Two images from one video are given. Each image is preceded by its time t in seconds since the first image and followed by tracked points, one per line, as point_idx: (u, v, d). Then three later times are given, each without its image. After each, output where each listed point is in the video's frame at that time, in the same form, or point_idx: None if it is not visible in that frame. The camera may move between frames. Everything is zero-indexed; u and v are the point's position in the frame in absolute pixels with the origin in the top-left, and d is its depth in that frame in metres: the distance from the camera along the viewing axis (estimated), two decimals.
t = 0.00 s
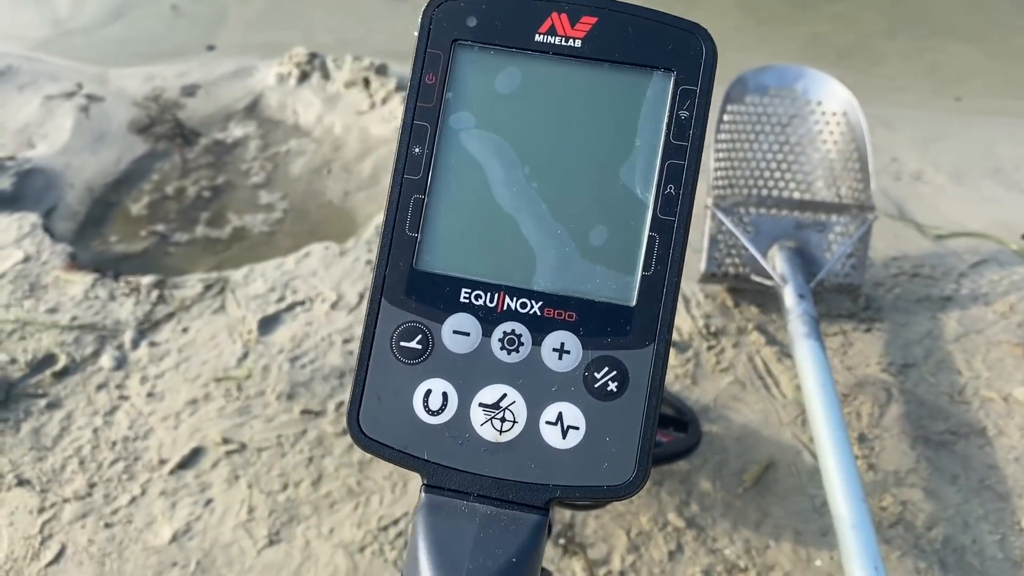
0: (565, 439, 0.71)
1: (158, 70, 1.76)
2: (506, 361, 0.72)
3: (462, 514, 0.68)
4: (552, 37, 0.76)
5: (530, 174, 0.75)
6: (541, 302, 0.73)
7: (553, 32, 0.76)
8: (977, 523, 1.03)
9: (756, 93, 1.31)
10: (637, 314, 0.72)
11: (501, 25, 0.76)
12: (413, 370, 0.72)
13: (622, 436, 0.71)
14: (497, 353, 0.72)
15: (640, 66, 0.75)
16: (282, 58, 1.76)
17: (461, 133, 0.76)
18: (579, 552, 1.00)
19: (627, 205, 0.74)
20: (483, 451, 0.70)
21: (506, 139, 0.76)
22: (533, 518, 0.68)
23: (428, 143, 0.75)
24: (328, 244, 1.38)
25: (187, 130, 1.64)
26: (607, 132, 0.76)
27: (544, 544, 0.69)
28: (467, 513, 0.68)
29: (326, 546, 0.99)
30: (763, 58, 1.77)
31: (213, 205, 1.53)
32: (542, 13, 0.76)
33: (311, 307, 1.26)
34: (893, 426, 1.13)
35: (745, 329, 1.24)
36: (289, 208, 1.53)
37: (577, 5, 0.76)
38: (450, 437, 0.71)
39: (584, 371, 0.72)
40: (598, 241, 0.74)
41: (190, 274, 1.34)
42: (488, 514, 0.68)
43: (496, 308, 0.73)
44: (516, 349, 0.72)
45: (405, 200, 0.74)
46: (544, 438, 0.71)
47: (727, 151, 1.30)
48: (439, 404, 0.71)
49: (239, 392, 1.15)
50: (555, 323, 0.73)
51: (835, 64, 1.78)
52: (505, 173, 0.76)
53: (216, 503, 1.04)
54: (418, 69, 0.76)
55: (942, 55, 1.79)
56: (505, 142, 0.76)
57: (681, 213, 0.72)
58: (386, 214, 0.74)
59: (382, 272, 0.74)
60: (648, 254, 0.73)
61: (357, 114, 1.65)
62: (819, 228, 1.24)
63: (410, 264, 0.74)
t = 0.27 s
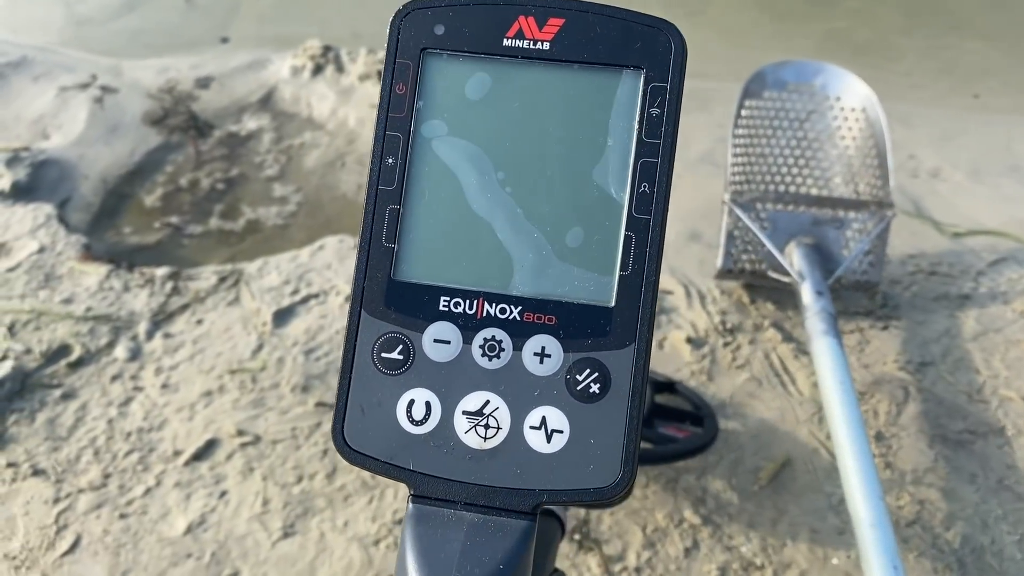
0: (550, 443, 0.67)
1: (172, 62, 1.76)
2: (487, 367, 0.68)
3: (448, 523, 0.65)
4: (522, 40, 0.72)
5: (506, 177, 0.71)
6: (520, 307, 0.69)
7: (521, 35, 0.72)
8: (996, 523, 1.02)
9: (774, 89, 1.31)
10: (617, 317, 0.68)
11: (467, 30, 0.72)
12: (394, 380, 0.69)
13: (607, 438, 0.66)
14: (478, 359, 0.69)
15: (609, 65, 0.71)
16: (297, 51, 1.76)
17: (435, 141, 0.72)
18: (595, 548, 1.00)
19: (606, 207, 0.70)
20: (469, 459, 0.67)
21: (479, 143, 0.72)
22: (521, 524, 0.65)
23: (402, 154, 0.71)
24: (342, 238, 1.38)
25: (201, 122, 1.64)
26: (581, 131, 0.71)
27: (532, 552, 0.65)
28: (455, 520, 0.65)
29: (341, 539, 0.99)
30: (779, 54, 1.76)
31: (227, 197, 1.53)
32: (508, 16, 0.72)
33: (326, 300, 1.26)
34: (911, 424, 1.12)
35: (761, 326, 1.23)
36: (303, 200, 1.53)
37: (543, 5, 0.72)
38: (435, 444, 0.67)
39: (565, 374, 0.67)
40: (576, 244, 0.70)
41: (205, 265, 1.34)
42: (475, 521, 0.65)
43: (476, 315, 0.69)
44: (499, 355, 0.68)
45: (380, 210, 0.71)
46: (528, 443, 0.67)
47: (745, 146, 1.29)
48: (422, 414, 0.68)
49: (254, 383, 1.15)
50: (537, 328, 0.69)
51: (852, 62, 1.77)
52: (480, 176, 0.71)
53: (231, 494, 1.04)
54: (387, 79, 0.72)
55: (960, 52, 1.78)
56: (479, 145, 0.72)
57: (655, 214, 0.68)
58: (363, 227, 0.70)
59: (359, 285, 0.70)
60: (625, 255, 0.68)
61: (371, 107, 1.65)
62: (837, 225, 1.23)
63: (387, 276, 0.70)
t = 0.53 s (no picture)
0: (548, 448, 0.66)
1: (180, 59, 1.76)
2: (487, 373, 0.68)
3: (447, 526, 0.65)
4: (525, 46, 0.72)
5: (508, 183, 0.71)
6: (520, 312, 0.69)
7: (525, 42, 0.72)
8: (1000, 526, 1.02)
9: (781, 89, 1.30)
10: (616, 323, 0.67)
11: (471, 35, 0.72)
12: (395, 383, 0.68)
13: (605, 444, 0.66)
14: (478, 364, 0.68)
15: (611, 73, 0.71)
16: (304, 48, 1.76)
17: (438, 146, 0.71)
18: (598, 548, 1.00)
19: (608, 214, 0.70)
20: (468, 463, 0.66)
21: (481, 149, 0.72)
22: (519, 530, 0.64)
23: (406, 159, 0.71)
24: (348, 235, 1.39)
25: (209, 119, 1.64)
26: (582, 138, 0.71)
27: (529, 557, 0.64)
28: (454, 524, 0.65)
29: (345, 537, 0.99)
30: (786, 53, 1.76)
31: (234, 194, 1.53)
32: (512, 23, 0.72)
33: (332, 298, 1.27)
34: (915, 426, 1.12)
35: (767, 327, 1.23)
36: (309, 197, 1.53)
37: (547, 12, 0.72)
38: (434, 448, 0.67)
39: (564, 380, 0.67)
40: (577, 250, 0.70)
41: (211, 262, 1.34)
42: (475, 526, 0.65)
43: (477, 319, 0.69)
44: (498, 360, 0.68)
45: (383, 214, 0.70)
46: (527, 448, 0.66)
47: (751, 147, 1.29)
48: (422, 417, 0.68)
49: (259, 380, 1.15)
50: (537, 334, 0.68)
51: (860, 61, 1.76)
52: (482, 183, 0.71)
53: (235, 491, 1.04)
54: (392, 84, 0.72)
55: (969, 52, 1.77)
56: (482, 151, 0.72)
57: (656, 221, 0.68)
58: (365, 230, 0.70)
59: (361, 288, 0.70)
60: (625, 262, 0.68)
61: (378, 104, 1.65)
62: (843, 226, 1.23)
63: (389, 281, 0.70)
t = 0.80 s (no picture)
0: (559, 436, 0.66)
1: (187, 55, 1.76)
2: (498, 361, 0.68)
3: (458, 512, 0.63)
4: (539, 40, 0.73)
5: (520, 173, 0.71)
6: (532, 303, 0.69)
7: (538, 35, 0.73)
8: (1006, 524, 1.03)
9: (788, 87, 1.31)
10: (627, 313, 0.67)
11: (485, 30, 0.73)
12: (408, 370, 0.68)
13: (616, 432, 0.65)
14: (490, 352, 0.68)
15: (623, 66, 0.71)
16: (310, 45, 1.76)
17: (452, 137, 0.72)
18: (604, 544, 1.00)
19: (621, 205, 0.70)
20: (480, 449, 0.66)
21: (494, 140, 0.72)
22: (531, 517, 0.63)
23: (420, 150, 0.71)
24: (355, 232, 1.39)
25: (216, 115, 1.65)
26: (594, 130, 0.71)
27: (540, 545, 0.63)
28: (464, 510, 0.63)
29: (352, 532, 1.00)
30: (792, 51, 1.76)
31: (241, 189, 1.54)
32: (525, 17, 0.73)
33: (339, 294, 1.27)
34: (921, 424, 1.12)
35: (773, 324, 1.24)
36: (315, 194, 1.54)
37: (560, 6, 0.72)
38: (445, 435, 0.66)
39: (576, 369, 0.67)
40: (588, 242, 0.70)
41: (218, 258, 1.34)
42: (487, 513, 0.64)
43: (489, 309, 0.69)
44: (510, 348, 0.68)
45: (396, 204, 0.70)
46: (538, 436, 0.66)
47: (758, 143, 1.30)
48: (434, 405, 0.67)
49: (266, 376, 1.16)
50: (550, 324, 0.68)
51: (866, 59, 1.76)
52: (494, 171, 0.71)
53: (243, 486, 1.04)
54: (406, 76, 0.72)
55: (976, 50, 1.77)
56: (495, 141, 0.71)
57: (667, 212, 0.68)
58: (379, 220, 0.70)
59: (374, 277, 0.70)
60: (636, 253, 0.68)
61: (384, 101, 1.65)
62: (850, 224, 1.23)
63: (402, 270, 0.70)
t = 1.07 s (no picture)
0: (550, 436, 0.66)
1: (186, 53, 1.76)
2: (488, 362, 0.67)
3: (449, 513, 0.63)
4: (529, 39, 0.72)
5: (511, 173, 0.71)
6: (522, 303, 0.69)
7: (529, 34, 0.72)
8: (1003, 524, 1.03)
9: (787, 86, 1.31)
10: (617, 312, 0.68)
11: (475, 29, 0.73)
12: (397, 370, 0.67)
13: (605, 432, 0.66)
14: (480, 353, 0.68)
15: (614, 66, 0.71)
16: (310, 43, 1.76)
17: (443, 136, 0.72)
18: (602, 543, 1.00)
19: (611, 206, 0.69)
20: (470, 449, 0.66)
21: (485, 140, 0.71)
22: (522, 518, 0.63)
23: (410, 150, 0.71)
24: (354, 230, 1.39)
25: (215, 113, 1.65)
26: (585, 130, 0.71)
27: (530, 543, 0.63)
28: (455, 512, 0.63)
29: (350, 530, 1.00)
30: (793, 50, 1.75)
31: (240, 188, 1.54)
32: (515, 17, 0.73)
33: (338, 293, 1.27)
34: (919, 424, 1.12)
35: (771, 324, 1.23)
36: (314, 192, 1.54)
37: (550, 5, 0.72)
38: (435, 435, 0.66)
39: (565, 369, 0.67)
40: (579, 242, 0.69)
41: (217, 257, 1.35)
42: (477, 513, 0.63)
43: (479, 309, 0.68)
44: (500, 349, 0.68)
45: (387, 204, 0.70)
46: (528, 436, 0.66)
47: (757, 143, 1.29)
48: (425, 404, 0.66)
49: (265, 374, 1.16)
50: (540, 324, 0.68)
51: (866, 58, 1.76)
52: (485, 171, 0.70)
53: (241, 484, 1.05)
54: (396, 76, 0.72)
55: (977, 49, 1.77)
56: (486, 142, 0.71)
57: (658, 213, 0.68)
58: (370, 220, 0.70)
59: (364, 277, 0.69)
60: (626, 253, 0.68)
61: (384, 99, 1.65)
62: (848, 223, 1.23)
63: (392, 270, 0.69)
